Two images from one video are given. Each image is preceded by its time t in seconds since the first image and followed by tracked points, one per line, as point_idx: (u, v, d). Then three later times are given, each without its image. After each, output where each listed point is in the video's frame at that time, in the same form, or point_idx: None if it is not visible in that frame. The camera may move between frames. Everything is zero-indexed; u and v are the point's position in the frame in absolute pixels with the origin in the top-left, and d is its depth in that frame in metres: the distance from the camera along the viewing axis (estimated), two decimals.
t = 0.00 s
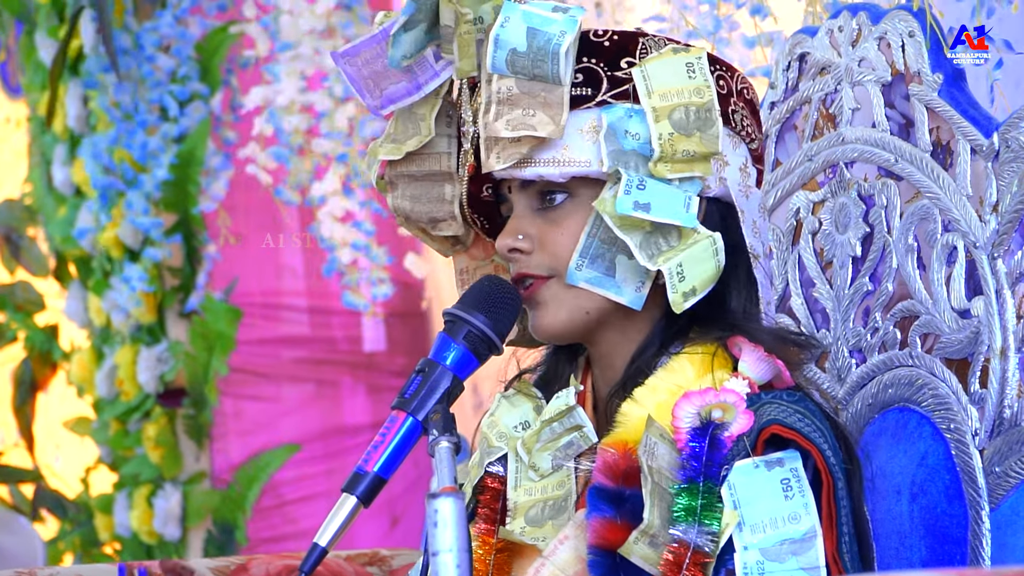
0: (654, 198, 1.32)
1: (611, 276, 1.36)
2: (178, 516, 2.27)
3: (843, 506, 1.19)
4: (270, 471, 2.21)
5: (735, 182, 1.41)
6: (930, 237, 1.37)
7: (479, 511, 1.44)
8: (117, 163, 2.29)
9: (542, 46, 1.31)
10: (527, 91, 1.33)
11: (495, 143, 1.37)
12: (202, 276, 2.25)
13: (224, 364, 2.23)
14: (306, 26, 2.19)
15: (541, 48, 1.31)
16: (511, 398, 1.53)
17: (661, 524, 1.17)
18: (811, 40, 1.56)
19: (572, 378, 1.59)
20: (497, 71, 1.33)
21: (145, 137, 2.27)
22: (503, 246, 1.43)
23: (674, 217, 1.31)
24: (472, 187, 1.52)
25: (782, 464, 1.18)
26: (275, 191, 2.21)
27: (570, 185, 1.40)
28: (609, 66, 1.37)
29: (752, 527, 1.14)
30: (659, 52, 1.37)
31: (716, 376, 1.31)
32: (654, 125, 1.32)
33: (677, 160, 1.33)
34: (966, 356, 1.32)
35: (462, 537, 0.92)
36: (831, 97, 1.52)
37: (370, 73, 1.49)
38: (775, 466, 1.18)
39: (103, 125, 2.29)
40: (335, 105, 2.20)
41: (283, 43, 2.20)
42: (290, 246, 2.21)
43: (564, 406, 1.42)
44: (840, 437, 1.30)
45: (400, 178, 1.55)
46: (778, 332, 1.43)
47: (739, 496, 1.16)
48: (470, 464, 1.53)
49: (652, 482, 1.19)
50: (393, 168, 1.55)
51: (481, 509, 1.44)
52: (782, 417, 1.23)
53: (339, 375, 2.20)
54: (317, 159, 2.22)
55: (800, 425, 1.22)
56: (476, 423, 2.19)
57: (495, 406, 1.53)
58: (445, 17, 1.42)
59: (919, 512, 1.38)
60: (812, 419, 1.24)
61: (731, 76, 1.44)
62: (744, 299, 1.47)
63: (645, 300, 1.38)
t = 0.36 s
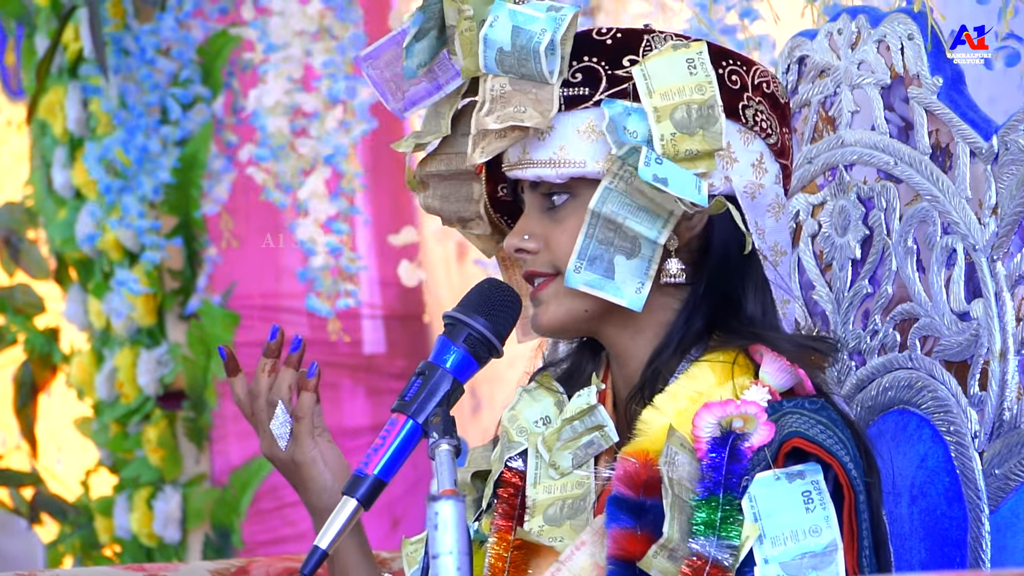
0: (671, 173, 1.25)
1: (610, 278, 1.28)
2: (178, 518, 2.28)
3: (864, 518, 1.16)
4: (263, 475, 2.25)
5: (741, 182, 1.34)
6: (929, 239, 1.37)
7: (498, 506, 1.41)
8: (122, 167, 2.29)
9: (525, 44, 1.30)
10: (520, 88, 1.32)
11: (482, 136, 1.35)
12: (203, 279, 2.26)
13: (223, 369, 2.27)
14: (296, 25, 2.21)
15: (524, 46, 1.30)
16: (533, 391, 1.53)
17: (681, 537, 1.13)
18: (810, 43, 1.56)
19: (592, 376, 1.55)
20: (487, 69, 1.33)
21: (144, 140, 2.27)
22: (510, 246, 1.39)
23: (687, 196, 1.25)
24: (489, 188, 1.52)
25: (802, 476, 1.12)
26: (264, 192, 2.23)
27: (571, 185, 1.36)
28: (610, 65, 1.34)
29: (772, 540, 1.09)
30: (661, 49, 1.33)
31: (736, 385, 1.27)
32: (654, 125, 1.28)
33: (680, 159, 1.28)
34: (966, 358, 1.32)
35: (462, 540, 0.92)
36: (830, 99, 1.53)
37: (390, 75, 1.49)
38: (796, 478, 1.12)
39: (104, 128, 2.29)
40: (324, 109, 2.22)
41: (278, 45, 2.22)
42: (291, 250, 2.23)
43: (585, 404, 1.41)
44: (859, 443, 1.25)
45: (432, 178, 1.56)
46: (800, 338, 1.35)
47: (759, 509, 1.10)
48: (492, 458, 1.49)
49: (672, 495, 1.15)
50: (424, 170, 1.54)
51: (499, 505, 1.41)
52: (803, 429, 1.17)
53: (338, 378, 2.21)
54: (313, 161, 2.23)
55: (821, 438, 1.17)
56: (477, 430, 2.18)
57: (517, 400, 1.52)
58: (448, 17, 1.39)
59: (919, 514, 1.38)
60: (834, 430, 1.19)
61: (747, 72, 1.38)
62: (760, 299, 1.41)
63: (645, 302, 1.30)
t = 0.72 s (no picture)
0: (614, 216, 1.25)
1: (592, 291, 1.28)
2: (178, 528, 2.29)
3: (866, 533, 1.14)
4: (265, 483, 2.25)
5: (734, 197, 1.30)
6: (929, 249, 1.38)
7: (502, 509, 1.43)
8: (121, 176, 2.30)
9: (513, 60, 1.26)
10: (513, 104, 1.30)
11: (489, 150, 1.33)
12: (204, 288, 2.26)
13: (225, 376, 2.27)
14: (305, 38, 2.20)
15: (512, 62, 1.26)
16: (537, 395, 1.52)
17: (681, 549, 1.12)
18: (810, 53, 1.57)
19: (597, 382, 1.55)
20: (483, 82, 1.31)
21: (147, 149, 2.28)
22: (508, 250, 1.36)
23: (632, 236, 1.24)
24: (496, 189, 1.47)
25: (804, 488, 1.13)
26: (270, 202, 2.24)
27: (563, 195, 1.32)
28: (604, 74, 1.30)
29: (774, 551, 1.10)
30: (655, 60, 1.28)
31: (739, 395, 1.27)
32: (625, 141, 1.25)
33: (653, 178, 1.25)
34: (965, 368, 1.33)
35: (462, 550, 0.92)
36: (830, 109, 1.53)
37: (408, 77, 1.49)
38: (798, 489, 1.13)
39: (104, 138, 2.30)
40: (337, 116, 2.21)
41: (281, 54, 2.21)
42: (292, 259, 2.23)
43: (588, 410, 1.39)
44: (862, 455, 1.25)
45: (453, 173, 1.54)
46: (799, 351, 1.34)
47: (761, 520, 1.11)
48: (492, 460, 1.51)
49: (673, 506, 1.14)
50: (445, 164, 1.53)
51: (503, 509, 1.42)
52: (806, 440, 1.17)
53: (339, 388, 2.20)
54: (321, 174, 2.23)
55: (823, 449, 1.16)
56: (476, 437, 2.19)
57: (520, 404, 1.52)
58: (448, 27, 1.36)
59: (918, 523, 1.38)
60: (836, 441, 1.19)
61: (750, 80, 1.32)
62: (756, 311, 1.38)
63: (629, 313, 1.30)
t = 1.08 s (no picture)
0: (636, 220, 1.23)
1: (576, 303, 1.24)
2: (177, 534, 2.28)
3: (865, 540, 1.15)
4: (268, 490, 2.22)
5: (732, 212, 1.30)
6: (927, 256, 1.38)
7: (504, 521, 1.44)
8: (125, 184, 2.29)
9: (515, 70, 1.26)
10: (510, 114, 1.29)
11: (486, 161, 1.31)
12: (204, 293, 2.27)
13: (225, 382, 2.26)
14: (301, 45, 2.17)
15: (515, 72, 1.27)
16: (537, 407, 1.52)
17: (680, 560, 1.12)
18: (808, 60, 1.57)
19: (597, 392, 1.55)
20: (485, 94, 1.31)
21: (144, 156, 2.28)
22: (507, 261, 1.37)
23: (652, 242, 1.23)
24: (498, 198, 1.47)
25: (802, 496, 1.12)
26: (265, 207, 2.23)
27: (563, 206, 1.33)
28: (602, 87, 1.30)
29: (773, 560, 1.09)
30: (653, 71, 1.28)
31: (736, 405, 1.27)
32: (629, 154, 1.23)
33: (659, 188, 1.23)
34: (963, 375, 1.32)
35: (460, 557, 0.92)
36: (828, 117, 1.54)
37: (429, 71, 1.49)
38: (795, 498, 1.12)
39: (102, 144, 2.30)
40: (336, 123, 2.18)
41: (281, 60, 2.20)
42: (291, 264, 2.21)
43: (587, 421, 1.37)
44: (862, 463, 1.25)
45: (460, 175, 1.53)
46: (798, 361, 1.33)
47: (760, 529, 1.10)
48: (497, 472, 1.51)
49: (672, 517, 1.14)
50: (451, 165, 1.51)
51: (504, 520, 1.44)
52: (803, 449, 1.17)
53: (337, 394, 2.20)
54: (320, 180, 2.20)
55: (821, 458, 1.16)
56: (482, 444, 2.19)
57: (521, 415, 1.51)
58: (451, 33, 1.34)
59: (915, 531, 1.38)
60: (834, 450, 1.19)
61: (750, 92, 1.32)
62: (754, 319, 1.37)
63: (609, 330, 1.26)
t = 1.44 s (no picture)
0: (587, 233, 1.25)
1: (553, 304, 1.26)
2: (170, 531, 2.29)
3: (861, 540, 1.14)
4: (257, 487, 2.24)
5: (717, 210, 1.29)
6: (920, 253, 1.37)
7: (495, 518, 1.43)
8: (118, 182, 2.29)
9: (500, 68, 1.27)
10: (495, 111, 1.30)
11: (480, 158, 1.31)
12: (195, 291, 2.26)
13: (212, 381, 2.26)
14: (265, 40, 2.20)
15: (499, 70, 1.27)
16: (528, 404, 1.52)
17: (678, 562, 1.11)
18: (801, 57, 1.57)
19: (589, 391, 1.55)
20: (471, 89, 1.32)
21: (137, 154, 2.27)
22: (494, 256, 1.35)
23: (607, 253, 1.24)
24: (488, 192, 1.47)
25: (799, 497, 1.12)
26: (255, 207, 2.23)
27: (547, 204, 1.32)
28: (590, 84, 1.30)
29: (770, 561, 1.09)
30: (639, 72, 1.28)
31: (731, 406, 1.27)
32: (603, 152, 1.24)
33: (631, 190, 1.24)
34: (956, 372, 1.32)
35: (452, 554, 0.91)
36: (822, 113, 1.53)
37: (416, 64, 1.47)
38: (792, 499, 1.12)
39: (95, 141, 2.29)
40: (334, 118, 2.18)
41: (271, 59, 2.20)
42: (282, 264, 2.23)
43: (580, 420, 1.35)
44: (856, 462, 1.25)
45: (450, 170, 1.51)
46: (790, 361, 1.34)
47: (756, 530, 1.10)
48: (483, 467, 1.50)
49: (670, 519, 1.13)
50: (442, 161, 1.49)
51: (497, 517, 1.43)
52: (800, 449, 1.17)
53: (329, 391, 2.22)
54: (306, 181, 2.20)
55: (817, 458, 1.16)
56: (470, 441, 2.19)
57: (512, 412, 1.51)
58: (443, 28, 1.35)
59: (909, 527, 1.38)
60: (829, 450, 1.19)
61: (739, 92, 1.32)
62: (745, 319, 1.38)
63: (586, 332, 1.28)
